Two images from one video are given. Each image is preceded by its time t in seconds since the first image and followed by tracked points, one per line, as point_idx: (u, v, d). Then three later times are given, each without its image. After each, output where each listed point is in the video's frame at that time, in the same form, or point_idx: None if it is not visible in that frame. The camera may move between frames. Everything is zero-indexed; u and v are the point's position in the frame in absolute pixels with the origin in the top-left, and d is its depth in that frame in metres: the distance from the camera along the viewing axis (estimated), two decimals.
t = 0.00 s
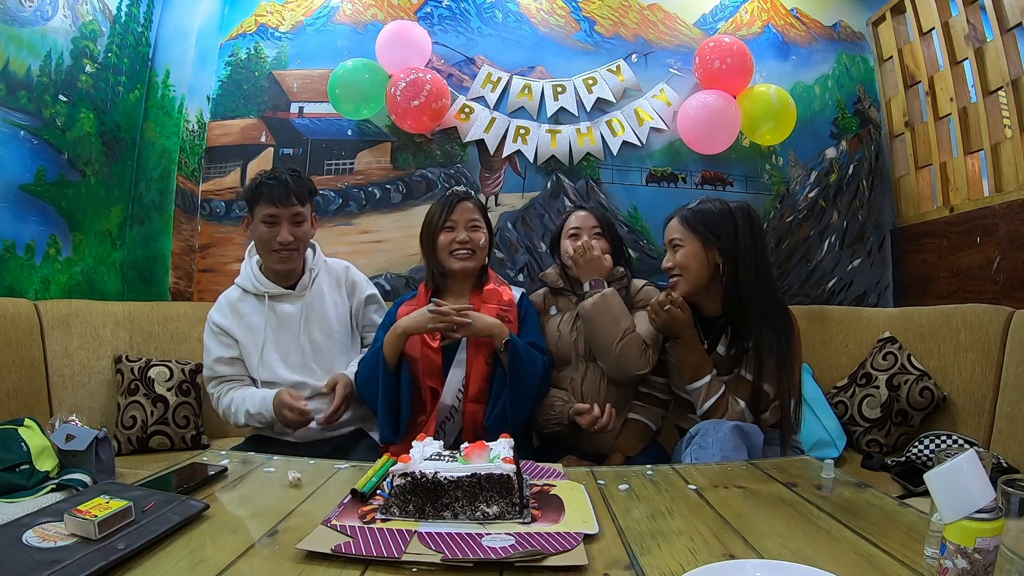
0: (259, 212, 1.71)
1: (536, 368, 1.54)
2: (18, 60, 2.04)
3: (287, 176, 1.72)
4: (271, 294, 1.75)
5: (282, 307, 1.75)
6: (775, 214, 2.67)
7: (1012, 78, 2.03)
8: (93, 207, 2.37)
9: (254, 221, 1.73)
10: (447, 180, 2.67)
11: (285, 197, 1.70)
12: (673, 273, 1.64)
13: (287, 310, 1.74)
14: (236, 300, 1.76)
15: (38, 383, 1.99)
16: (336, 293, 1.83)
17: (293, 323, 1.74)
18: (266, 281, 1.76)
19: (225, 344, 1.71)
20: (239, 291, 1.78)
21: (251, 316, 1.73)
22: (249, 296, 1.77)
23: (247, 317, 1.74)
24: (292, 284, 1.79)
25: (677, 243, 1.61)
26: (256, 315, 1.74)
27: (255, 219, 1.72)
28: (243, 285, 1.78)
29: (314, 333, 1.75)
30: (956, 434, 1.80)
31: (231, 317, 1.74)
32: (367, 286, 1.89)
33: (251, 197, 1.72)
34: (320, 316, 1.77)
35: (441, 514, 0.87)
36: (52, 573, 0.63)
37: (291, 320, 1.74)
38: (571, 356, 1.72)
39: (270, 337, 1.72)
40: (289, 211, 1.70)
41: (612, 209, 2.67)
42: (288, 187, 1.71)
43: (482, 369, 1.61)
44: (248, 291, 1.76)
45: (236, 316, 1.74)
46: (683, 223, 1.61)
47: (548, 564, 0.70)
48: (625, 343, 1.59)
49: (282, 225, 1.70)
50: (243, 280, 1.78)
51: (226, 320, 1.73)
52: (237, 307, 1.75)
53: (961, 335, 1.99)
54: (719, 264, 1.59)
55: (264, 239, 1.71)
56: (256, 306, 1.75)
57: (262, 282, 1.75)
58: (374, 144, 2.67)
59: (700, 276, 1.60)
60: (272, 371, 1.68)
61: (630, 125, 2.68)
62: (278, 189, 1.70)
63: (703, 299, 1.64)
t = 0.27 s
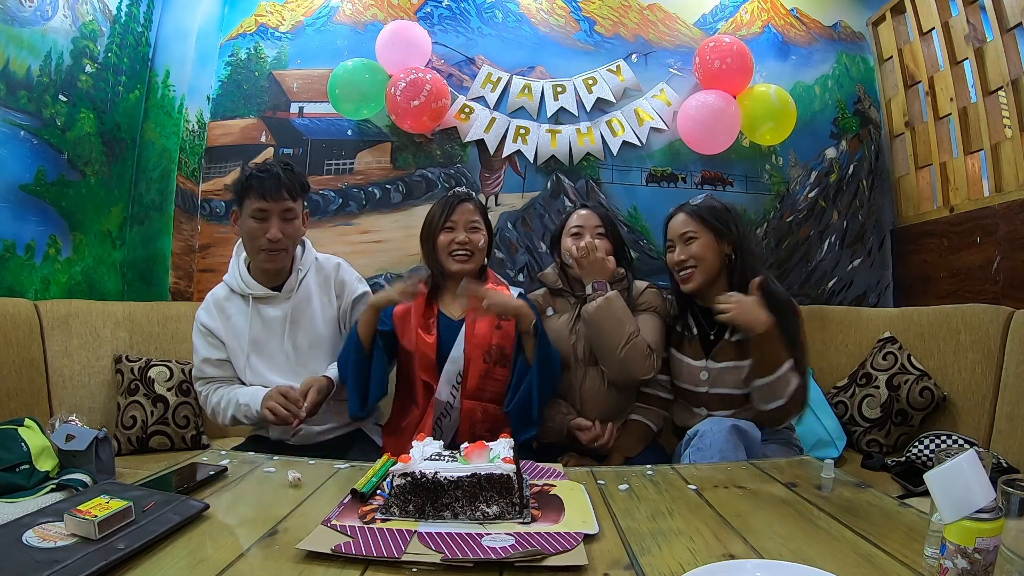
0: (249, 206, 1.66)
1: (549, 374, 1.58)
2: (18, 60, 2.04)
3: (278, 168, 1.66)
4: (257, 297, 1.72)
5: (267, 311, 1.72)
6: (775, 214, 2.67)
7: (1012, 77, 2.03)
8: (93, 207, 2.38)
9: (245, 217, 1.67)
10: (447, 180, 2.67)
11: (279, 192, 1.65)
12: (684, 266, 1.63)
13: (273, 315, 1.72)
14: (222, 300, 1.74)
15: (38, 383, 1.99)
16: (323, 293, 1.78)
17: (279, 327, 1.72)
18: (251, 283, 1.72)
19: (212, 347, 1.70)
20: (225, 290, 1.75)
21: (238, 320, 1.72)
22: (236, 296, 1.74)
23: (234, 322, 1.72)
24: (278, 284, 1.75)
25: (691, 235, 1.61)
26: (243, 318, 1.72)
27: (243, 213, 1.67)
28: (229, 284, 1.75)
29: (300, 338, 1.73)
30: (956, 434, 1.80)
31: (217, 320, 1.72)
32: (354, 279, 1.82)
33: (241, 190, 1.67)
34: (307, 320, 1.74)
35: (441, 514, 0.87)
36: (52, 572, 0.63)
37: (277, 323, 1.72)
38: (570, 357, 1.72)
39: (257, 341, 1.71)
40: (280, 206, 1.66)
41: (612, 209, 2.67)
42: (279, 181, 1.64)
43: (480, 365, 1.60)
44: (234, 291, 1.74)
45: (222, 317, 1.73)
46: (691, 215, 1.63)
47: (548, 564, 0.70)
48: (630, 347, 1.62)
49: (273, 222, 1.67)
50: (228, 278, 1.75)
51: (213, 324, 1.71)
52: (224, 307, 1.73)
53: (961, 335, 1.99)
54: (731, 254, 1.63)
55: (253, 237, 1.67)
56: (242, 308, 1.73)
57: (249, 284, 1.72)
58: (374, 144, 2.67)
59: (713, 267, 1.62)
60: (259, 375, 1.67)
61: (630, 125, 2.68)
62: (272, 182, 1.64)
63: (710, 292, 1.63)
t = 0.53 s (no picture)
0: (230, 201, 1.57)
1: (556, 312, 1.59)
2: (18, 60, 2.04)
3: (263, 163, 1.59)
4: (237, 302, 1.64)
5: (251, 316, 1.64)
6: (775, 214, 2.67)
7: (1012, 77, 2.03)
8: (93, 207, 2.37)
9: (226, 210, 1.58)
10: (446, 180, 2.67)
11: (261, 182, 1.57)
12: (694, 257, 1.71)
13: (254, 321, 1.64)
14: (201, 301, 1.66)
15: (38, 383, 1.98)
16: (308, 299, 1.71)
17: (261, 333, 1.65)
18: (234, 286, 1.64)
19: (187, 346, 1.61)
20: (204, 290, 1.66)
21: (218, 324, 1.63)
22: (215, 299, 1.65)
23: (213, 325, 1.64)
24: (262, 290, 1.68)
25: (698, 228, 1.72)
26: (222, 322, 1.63)
27: (221, 205, 1.59)
28: (209, 284, 1.66)
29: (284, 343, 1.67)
30: (956, 434, 1.80)
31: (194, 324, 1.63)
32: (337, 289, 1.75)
33: (219, 180, 1.58)
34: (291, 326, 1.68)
35: (441, 514, 0.87)
36: (52, 573, 0.63)
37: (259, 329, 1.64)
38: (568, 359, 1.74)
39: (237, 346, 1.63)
40: (259, 197, 1.57)
41: (612, 209, 2.67)
42: (263, 176, 1.57)
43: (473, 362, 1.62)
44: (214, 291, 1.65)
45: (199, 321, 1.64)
46: (693, 212, 1.74)
47: (549, 564, 0.70)
48: (630, 356, 1.58)
49: (252, 214, 1.57)
50: (208, 279, 1.66)
51: (190, 328, 1.62)
52: (203, 309, 1.64)
53: (961, 335, 1.99)
54: (729, 249, 1.80)
55: (232, 232, 1.58)
56: (223, 311, 1.64)
57: (230, 288, 1.64)
58: (374, 144, 2.67)
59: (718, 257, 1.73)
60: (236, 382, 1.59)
61: (630, 125, 2.68)
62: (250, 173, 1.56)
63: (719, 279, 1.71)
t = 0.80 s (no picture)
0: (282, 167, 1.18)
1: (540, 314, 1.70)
2: (18, 61, 2.04)
3: (356, 131, 1.13)
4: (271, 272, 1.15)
5: (287, 303, 1.18)
6: (775, 214, 2.67)
7: (1013, 77, 2.03)
8: (93, 208, 2.37)
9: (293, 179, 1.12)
10: (446, 180, 2.67)
11: (359, 166, 1.09)
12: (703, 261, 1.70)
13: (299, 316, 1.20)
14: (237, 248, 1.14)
15: (38, 382, 1.98)
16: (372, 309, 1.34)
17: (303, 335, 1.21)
18: (280, 262, 1.15)
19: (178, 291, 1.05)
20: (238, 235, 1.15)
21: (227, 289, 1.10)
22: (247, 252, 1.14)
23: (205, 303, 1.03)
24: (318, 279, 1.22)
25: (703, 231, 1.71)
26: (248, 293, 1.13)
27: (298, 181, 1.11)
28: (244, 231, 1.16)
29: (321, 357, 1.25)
30: (956, 434, 1.80)
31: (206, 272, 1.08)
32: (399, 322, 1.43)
33: (297, 151, 1.11)
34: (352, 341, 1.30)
35: (442, 514, 0.87)
36: (52, 573, 0.63)
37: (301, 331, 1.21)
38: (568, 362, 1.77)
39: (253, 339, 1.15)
40: (356, 193, 1.10)
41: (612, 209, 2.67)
42: (346, 155, 1.09)
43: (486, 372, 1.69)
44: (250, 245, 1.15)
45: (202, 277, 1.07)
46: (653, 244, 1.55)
47: (548, 564, 0.70)
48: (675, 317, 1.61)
49: (338, 212, 1.10)
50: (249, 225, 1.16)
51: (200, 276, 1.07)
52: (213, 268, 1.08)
53: (961, 335, 1.99)
54: (700, 278, 1.60)
55: (318, 224, 1.11)
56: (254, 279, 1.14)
57: (284, 266, 1.16)
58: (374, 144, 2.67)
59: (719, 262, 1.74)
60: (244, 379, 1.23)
61: (630, 125, 2.68)
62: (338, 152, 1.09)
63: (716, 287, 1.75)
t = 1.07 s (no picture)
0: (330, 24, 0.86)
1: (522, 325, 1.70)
2: (18, 60, 2.04)
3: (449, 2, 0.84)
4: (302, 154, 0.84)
5: (313, 191, 0.87)
6: (775, 214, 2.67)
7: (1012, 78, 2.03)
8: (93, 207, 2.37)
9: (348, 41, 0.82)
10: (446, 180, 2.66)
11: (444, 34, 0.80)
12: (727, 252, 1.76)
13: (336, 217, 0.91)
14: (264, 109, 0.83)
15: (38, 382, 1.98)
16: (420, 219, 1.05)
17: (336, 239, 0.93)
18: (312, 136, 0.86)
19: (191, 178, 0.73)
20: (264, 97, 0.84)
21: (268, 159, 0.81)
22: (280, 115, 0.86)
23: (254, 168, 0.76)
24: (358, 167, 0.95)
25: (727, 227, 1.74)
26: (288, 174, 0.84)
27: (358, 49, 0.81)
28: (271, 90, 0.87)
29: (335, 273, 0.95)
30: (956, 434, 1.80)
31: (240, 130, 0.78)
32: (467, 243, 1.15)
33: (361, 10, 0.80)
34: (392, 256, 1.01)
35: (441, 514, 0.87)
36: (52, 573, 0.63)
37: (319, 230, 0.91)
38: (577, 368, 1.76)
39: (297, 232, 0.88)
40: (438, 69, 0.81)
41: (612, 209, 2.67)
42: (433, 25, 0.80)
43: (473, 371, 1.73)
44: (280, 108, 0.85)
45: (234, 138, 0.77)
46: (717, 203, 1.75)
47: (549, 564, 0.70)
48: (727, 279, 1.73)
49: (411, 91, 0.82)
50: (277, 88, 0.87)
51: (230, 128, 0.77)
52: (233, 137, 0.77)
53: (961, 335, 1.99)
54: (752, 247, 1.78)
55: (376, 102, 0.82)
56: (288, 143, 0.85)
57: (314, 142, 0.86)
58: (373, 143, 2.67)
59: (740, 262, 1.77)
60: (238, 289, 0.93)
61: (630, 125, 2.68)
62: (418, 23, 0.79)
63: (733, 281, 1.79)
